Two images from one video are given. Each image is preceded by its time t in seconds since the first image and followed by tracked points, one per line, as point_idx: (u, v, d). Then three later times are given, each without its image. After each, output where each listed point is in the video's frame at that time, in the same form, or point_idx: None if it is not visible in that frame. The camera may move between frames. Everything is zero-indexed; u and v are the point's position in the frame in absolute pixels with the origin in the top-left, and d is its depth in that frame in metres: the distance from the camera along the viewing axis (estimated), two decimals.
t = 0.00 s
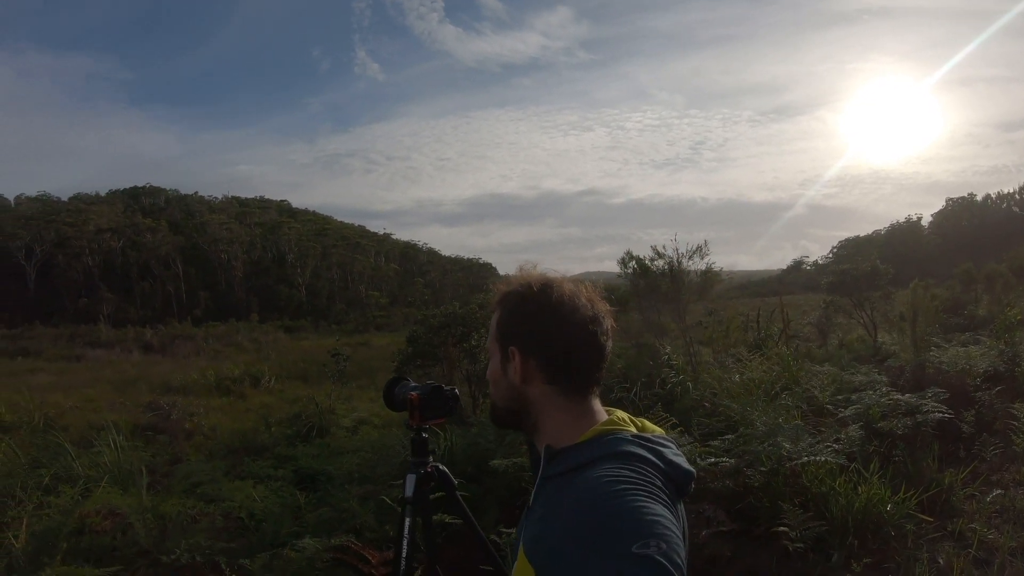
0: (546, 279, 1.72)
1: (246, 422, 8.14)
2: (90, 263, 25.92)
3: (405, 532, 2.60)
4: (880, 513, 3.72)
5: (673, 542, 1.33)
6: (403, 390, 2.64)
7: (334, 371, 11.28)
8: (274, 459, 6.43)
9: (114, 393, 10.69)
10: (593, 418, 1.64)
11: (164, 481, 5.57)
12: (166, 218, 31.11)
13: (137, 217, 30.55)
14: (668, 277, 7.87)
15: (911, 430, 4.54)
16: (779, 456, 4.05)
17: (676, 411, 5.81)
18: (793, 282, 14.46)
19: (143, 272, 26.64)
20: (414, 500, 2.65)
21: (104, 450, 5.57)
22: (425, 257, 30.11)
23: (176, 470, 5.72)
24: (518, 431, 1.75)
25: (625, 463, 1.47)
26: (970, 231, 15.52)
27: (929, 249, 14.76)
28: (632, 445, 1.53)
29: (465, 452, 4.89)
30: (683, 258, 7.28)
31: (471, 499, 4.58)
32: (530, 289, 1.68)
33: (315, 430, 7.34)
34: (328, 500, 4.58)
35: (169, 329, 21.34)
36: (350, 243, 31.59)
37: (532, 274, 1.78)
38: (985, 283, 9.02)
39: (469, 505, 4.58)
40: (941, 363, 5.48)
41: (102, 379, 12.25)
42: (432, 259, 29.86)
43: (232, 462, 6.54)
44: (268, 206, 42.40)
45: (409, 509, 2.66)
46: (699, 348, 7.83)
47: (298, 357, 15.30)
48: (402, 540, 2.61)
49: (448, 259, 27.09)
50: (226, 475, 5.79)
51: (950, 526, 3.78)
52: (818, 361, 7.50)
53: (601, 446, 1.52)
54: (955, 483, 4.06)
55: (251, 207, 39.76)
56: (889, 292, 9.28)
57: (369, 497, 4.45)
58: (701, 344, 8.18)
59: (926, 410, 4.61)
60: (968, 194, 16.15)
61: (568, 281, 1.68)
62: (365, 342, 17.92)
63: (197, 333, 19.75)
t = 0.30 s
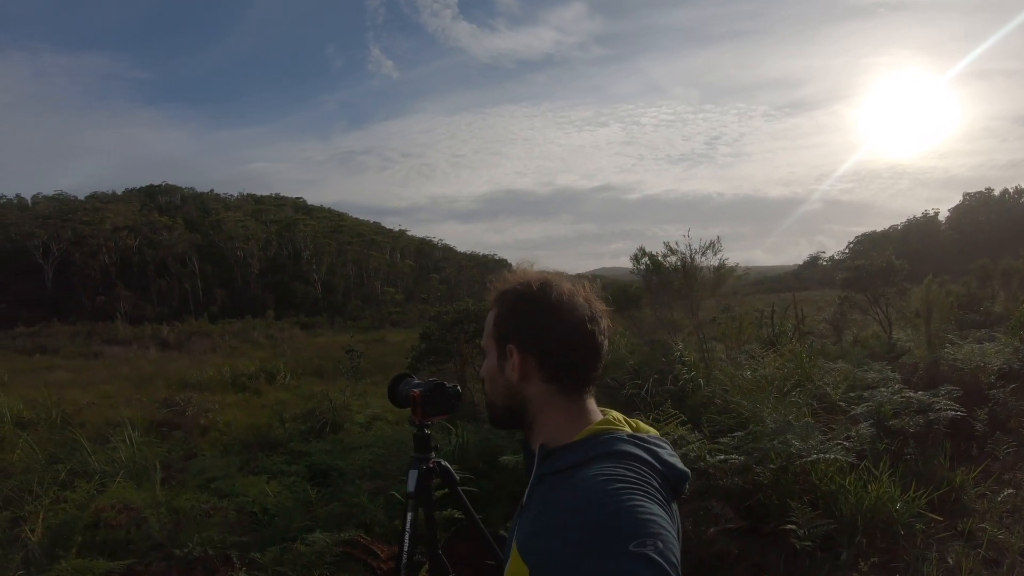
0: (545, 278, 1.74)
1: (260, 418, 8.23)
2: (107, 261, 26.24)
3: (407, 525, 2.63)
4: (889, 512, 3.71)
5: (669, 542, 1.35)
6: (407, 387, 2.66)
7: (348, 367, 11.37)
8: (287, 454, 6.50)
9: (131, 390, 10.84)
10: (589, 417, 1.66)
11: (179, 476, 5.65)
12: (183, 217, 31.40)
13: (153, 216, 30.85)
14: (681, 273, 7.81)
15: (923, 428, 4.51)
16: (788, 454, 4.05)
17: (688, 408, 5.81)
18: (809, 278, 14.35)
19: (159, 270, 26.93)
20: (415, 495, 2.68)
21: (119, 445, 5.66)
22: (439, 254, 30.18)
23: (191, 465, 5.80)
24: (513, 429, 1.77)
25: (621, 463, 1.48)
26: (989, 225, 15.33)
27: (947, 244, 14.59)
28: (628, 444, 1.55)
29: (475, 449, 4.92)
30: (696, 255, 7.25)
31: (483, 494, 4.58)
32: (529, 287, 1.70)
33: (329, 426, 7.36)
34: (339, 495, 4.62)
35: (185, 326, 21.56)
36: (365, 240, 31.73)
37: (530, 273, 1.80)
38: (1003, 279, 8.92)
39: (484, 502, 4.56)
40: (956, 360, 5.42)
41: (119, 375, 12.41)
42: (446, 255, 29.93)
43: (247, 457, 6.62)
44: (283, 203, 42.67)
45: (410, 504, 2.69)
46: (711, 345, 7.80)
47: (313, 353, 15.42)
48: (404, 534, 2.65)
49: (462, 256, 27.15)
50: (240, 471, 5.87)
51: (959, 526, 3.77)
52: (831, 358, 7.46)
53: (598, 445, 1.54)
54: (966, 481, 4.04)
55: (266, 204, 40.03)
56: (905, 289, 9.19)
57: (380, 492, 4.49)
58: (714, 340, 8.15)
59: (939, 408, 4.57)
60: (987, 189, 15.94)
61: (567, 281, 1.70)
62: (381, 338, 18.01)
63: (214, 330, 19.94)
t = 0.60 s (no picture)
0: (539, 273, 1.74)
1: (275, 411, 8.30)
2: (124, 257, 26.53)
3: (411, 518, 2.66)
4: (901, 508, 3.70)
5: (664, 543, 1.35)
6: (412, 381, 2.68)
7: (362, 361, 11.44)
8: (301, 447, 6.56)
9: (148, 384, 10.97)
10: (585, 415, 1.69)
11: (194, 469, 5.72)
12: (198, 213, 31.64)
13: (169, 211, 31.12)
14: (694, 267, 7.76)
15: (936, 424, 4.46)
16: (799, 449, 4.02)
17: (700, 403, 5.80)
18: (826, 271, 14.21)
19: (176, 265, 27.19)
20: (420, 488, 2.70)
21: (135, 439, 5.74)
22: (454, 248, 30.24)
23: (205, 458, 5.87)
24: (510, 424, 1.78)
25: (617, 462, 1.50)
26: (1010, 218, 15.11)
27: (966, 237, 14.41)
28: (624, 443, 1.56)
29: (486, 443, 4.94)
30: (710, 248, 7.21)
31: (493, 487, 4.59)
32: (522, 283, 1.70)
33: (342, 420, 7.41)
34: (351, 487, 4.66)
35: (202, 320, 21.77)
36: (380, 234, 31.85)
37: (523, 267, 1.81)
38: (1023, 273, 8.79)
39: (498, 497, 4.55)
40: (971, 356, 5.37)
41: (136, 370, 12.56)
42: (460, 249, 29.98)
43: (262, 450, 6.69)
44: (298, 198, 42.90)
45: (415, 497, 2.71)
46: (725, 339, 7.77)
47: (328, 347, 15.52)
48: (409, 527, 2.67)
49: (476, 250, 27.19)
50: (254, 464, 5.92)
51: (971, 523, 3.75)
52: (845, 352, 7.41)
53: (594, 444, 1.55)
54: (979, 478, 4.00)
55: (282, 199, 40.26)
56: (922, 282, 9.10)
57: (391, 485, 4.52)
58: (728, 334, 8.12)
59: (953, 404, 4.52)
60: (1007, 181, 15.71)
61: (562, 274, 1.70)
62: (395, 332, 18.09)
63: (230, 324, 20.11)
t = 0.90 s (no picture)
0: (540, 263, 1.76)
1: (289, 410, 8.37)
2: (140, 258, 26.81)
3: (422, 511, 2.68)
4: (915, 505, 3.68)
5: (671, 534, 1.35)
6: (423, 375, 2.69)
7: (375, 361, 11.50)
8: (316, 445, 6.61)
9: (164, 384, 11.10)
10: (590, 405, 1.70)
11: (209, 467, 5.78)
12: (213, 215, 31.91)
13: (184, 213, 31.42)
14: (707, 264, 7.76)
15: (951, 421, 4.42)
16: (811, 446, 4.02)
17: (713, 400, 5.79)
18: (840, 269, 14.10)
19: (191, 267, 27.45)
20: (430, 481, 2.72)
21: (150, 437, 5.81)
22: (467, 247, 30.31)
23: (220, 456, 5.93)
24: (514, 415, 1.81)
25: (622, 453, 1.50)
26: None
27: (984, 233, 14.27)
28: (629, 434, 1.57)
29: (499, 439, 4.95)
30: (723, 245, 7.19)
31: (506, 483, 4.60)
32: (524, 274, 1.71)
33: (356, 418, 7.46)
34: (365, 484, 4.70)
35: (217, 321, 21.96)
36: (393, 234, 31.98)
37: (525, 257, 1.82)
38: None
39: (511, 493, 4.56)
40: (986, 352, 5.32)
41: (152, 370, 12.71)
42: (474, 249, 30.04)
43: (276, 449, 6.75)
44: (313, 199, 43.17)
45: (426, 490, 2.73)
46: (739, 337, 7.74)
47: (342, 347, 15.62)
48: (419, 520, 2.69)
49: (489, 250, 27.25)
50: (268, 462, 5.98)
51: (985, 521, 3.73)
52: (859, 349, 7.37)
53: (599, 434, 1.56)
54: (994, 475, 3.98)
55: (296, 200, 40.52)
56: (938, 280, 9.02)
57: (405, 481, 4.55)
58: (741, 332, 8.08)
59: (967, 400, 4.47)
60: None
61: (563, 265, 1.71)
62: (409, 332, 18.16)
63: (245, 325, 20.28)
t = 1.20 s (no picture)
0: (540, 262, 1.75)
1: (302, 408, 8.40)
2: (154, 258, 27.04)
3: (428, 507, 2.69)
4: (926, 506, 3.65)
5: (676, 535, 1.35)
6: (430, 373, 2.69)
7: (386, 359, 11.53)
8: (327, 443, 6.64)
9: (177, 382, 11.18)
10: (590, 405, 1.70)
11: (220, 464, 5.82)
12: (226, 215, 32.12)
13: (198, 212, 31.65)
14: (720, 262, 7.74)
15: (963, 421, 4.36)
16: (822, 445, 4.00)
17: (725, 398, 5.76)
18: (854, 267, 13.96)
19: (204, 266, 27.65)
20: (436, 478, 2.73)
21: (162, 434, 5.86)
22: (479, 246, 30.34)
23: (231, 454, 5.97)
24: (516, 414, 1.81)
25: (627, 451, 1.50)
26: None
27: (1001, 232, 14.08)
28: (632, 432, 1.57)
29: (508, 438, 4.95)
30: (734, 243, 7.14)
31: (516, 481, 4.59)
32: (523, 273, 1.72)
33: (368, 416, 7.48)
34: (375, 482, 4.71)
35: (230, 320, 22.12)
36: (406, 233, 32.06)
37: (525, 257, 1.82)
38: None
39: (520, 490, 4.53)
40: (1001, 351, 5.27)
41: (166, 368, 12.81)
42: (486, 247, 30.06)
43: (288, 446, 6.78)
44: (326, 198, 43.35)
45: (431, 487, 2.74)
46: (751, 336, 7.70)
47: (354, 345, 15.69)
48: (424, 516, 2.70)
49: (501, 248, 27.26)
50: (280, 459, 6.01)
51: (998, 522, 3.69)
52: (873, 347, 7.30)
53: (603, 433, 1.56)
54: (1007, 476, 3.94)
55: (309, 199, 40.72)
56: (952, 278, 8.93)
57: (414, 479, 4.55)
58: (754, 330, 8.04)
59: (980, 400, 4.40)
60: None
61: (561, 264, 1.71)
62: (421, 330, 18.20)
63: (257, 323, 20.40)
